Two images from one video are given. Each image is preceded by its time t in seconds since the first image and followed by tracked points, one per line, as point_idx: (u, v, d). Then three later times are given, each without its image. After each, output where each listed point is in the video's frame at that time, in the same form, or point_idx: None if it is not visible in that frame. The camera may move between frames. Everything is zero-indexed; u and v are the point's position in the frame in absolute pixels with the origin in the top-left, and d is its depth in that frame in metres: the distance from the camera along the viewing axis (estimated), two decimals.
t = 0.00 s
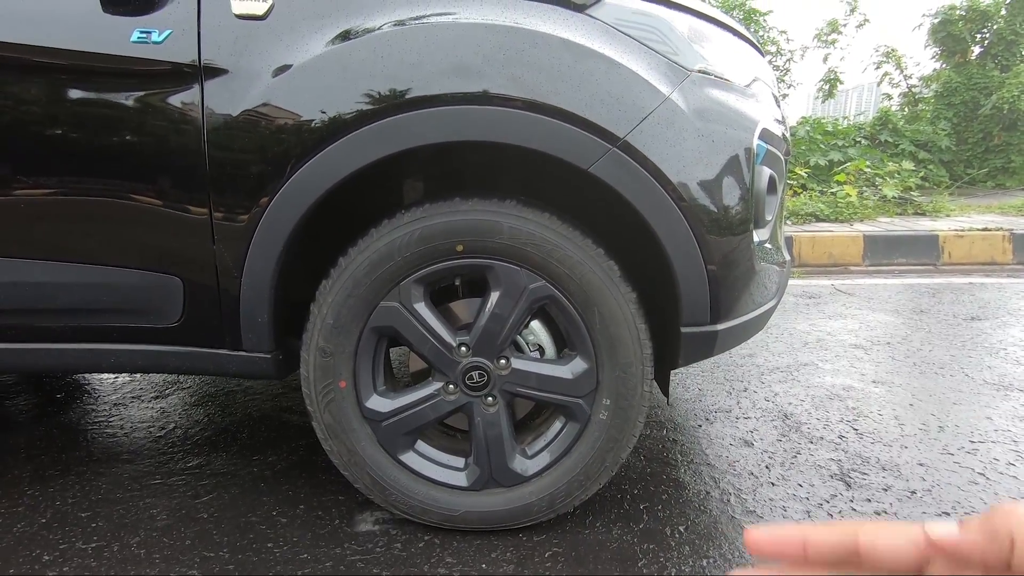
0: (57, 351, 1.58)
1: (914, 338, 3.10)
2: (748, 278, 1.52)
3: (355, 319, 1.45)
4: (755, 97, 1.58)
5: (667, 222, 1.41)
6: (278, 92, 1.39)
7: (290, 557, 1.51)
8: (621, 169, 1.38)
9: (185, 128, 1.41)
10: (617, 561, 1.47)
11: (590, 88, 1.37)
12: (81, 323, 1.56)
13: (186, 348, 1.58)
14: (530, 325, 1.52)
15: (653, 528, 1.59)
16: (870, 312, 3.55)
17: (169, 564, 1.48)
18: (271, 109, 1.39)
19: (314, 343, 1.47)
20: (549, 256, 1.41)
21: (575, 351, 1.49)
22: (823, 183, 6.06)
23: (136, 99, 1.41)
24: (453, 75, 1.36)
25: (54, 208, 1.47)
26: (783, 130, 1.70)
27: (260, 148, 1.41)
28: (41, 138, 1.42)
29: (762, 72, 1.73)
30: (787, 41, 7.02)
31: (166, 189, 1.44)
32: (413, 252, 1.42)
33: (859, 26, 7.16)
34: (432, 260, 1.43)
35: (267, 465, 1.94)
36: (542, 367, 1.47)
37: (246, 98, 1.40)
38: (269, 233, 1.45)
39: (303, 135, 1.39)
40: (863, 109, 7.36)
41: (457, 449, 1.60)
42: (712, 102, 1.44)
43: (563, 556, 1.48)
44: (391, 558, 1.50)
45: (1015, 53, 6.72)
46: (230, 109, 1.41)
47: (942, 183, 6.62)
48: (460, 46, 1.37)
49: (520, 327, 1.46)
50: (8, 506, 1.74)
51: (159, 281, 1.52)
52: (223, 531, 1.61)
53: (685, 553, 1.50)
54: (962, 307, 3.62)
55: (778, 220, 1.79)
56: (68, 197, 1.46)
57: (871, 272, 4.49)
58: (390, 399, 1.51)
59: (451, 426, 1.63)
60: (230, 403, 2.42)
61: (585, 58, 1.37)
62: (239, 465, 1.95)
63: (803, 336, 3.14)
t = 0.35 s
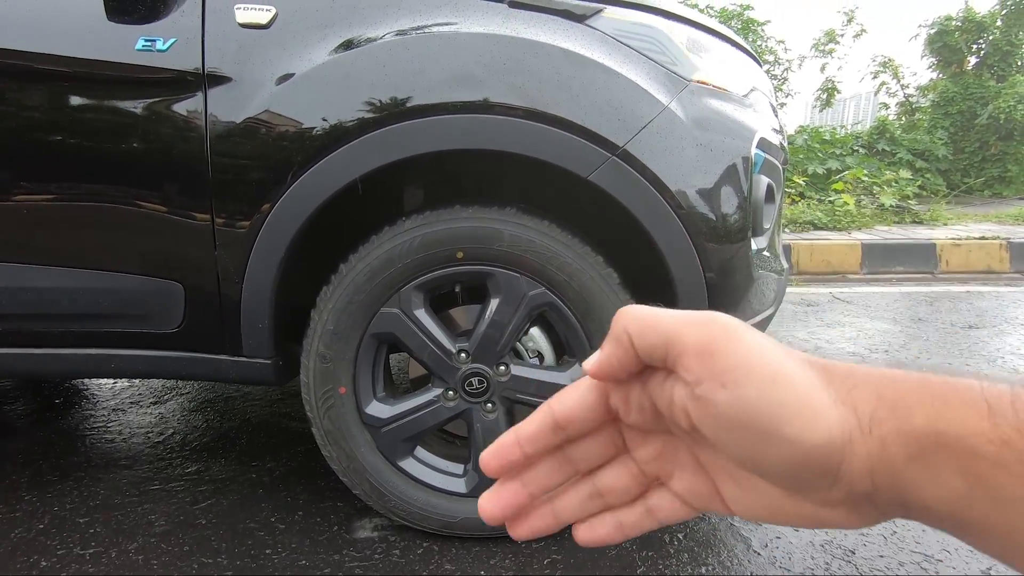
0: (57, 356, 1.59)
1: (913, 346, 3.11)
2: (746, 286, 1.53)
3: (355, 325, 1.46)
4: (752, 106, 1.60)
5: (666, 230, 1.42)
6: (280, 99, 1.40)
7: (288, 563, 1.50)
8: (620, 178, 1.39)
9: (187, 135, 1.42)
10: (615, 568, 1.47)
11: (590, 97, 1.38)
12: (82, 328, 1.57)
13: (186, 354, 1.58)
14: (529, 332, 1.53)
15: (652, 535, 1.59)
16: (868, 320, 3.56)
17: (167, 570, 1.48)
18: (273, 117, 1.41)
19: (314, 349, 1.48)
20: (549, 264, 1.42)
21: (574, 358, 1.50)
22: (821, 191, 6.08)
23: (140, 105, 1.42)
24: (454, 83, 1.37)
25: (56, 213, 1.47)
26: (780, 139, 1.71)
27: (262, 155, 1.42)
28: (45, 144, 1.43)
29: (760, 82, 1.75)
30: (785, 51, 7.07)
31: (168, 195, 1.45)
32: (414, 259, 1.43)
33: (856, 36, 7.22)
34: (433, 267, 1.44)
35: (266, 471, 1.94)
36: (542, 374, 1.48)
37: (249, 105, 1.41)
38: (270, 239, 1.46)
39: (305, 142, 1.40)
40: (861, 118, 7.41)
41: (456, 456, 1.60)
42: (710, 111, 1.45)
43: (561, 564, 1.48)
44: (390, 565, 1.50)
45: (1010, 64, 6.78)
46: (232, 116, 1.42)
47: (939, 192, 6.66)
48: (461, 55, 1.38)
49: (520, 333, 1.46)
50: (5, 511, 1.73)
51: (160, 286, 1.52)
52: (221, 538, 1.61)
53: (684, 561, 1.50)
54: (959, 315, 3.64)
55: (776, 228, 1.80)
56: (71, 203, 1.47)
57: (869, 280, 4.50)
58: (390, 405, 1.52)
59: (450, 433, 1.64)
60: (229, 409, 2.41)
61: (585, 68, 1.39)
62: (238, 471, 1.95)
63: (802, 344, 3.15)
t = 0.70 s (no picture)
0: (56, 360, 1.58)
1: (915, 349, 3.10)
2: (749, 289, 1.52)
3: (355, 329, 1.45)
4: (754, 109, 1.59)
5: (668, 233, 1.41)
6: (281, 102, 1.40)
7: (288, 569, 1.49)
8: (622, 181, 1.39)
9: (187, 138, 1.42)
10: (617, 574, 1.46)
11: (591, 99, 1.37)
12: (81, 332, 1.56)
13: (185, 357, 1.58)
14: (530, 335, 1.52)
15: (654, 540, 1.58)
16: (869, 323, 3.56)
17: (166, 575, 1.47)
18: (274, 120, 1.40)
19: (315, 353, 1.47)
20: (550, 267, 1.41)
21: (576, 362, 1.49)
22: (822, 194, 6.08)
23: (141, 108, 1.41)
24: (455, 86, 1.37)
25: (56, 217, 1.47)
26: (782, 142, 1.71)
27: (262, 158, 1.41)
28: (45, 147, 1.43)
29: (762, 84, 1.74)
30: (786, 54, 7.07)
31: (168, 198, 1.45)
32: (415, 262, 1.43)
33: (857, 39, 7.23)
34: (434, 270, 1.43)
35: (266, 475, 1.93)
36: (543, 378, 1.47)
37: (249, 108, 1.41)
38: (270, 243, 1.46)
39: (305, 145, 1.40)
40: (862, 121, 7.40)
41: (457, 460, 1.59)
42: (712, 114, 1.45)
43: (563, 569, 1.47)
44: (390, 570, 1.48)
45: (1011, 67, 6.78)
46: (232, 119, 1.41)
47: (940, 195, 6.65)
48: (462, 57, 1.37)
49: (521, 337, 1.46)
50: (4, 515, 1.72)
51: (160, 290, 1.51)
52: (220, 542, 1.60)
53: (687, 566, 1.49)
54: (962, 319, 3.63)
55: (778, 232, 1.80)
56: (70, 206, 1.46)
57: (871, 283, 4.49)
58: (391, 409, 1.51)
59: (451, 437, 1.63)
60: (229, 413, 2.41)
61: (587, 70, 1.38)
62: (238, 475, 1.94)
63: (804, 347, 3.13)
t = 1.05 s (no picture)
0: (53, 362, 1.56)
1: (916, 343, 3.09)
2: (753, 287, 1.51)
3: (355, 330, 1.43)
4: (758, 103, 1.57)
5: (672, 231, 1.39)
6: (277, 99, 1.37)
7: (289, 572, 1.48)
8: (625, 178, 1.37)
9: (183, 136, 1.39)
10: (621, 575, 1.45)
11: (594, 95, 1.35)
12: (78, 334, 1.54)
13: (184, 359, 1.56)
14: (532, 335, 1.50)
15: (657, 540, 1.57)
16: (870, 316, 3.55)
17: None
18: (270, 117, 1.38)
19: (314, 354, 1.45)
20: (553, 266, 1.39)
21: (578, 361, 1.47)
22: (822, 187, 6.06)
23: (135, 106, 1.39)
24: (455, 82, 1.34)
25: (50, 217, 1.45)
26: (786, 137, 1.68)
27: (259, 156, 1.39)
28: (39, 146, 1.40)
29: (765, 78, 1.72)
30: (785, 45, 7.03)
31: (164, 198, 1.42)
32: (414, 262, 1.41)
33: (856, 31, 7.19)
34: (434, 270, 1.41)
35: (266, 476, 1.92)
36: (546, 378, 1.45)
37: (245, 105, 1.38)
38: (268, 243, 1.44)
39: (303, 143, 1.37)
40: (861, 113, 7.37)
41: (458, 461, 1.58)
42: (716, 109, 1.42)
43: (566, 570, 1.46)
44: (392, 572, 1.47)
45: (1011, 57, 6.74)
46: (228, 117, 1.39)
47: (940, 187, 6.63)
48: (462, 53, 1.35)
49: (523, 337, 1.44)
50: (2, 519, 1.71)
51: (157, 291, 1.49)
52: (221, 545, 1.58)
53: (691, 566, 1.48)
54: (963, 312, 3.62)
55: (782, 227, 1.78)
56: (65, 207, 1.44)
57: (871, 276, 4.48)
58: (391, 411, 1.49)
59: (452, 437, 1.61)
60: (229, 412, 2.39)
61: (588, 65, 1.36)
62: (238, 476, 1.92)
63: (805, 342, 3.12)
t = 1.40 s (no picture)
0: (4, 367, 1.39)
1: (918, 317, 3.02)
2: (778, 273, 1.38)
3: (344, 328, 1.29)
4: (784, 67, 1.42)
5: (694, 214, 1.26)
6: (245, 66, 1.19)
7: None
8: (643, 156, 1.22)
9: (139, 110, 1.21)
10: None
11: (608, 60, 1.19)
12: (31, 336, 1.37)
13: (153, 361, 1.40)
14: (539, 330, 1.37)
15: (673, 544, 1.47)
16: (868, 289, 3.47)
17: None
18: (238, 87, 1.20)
19: (299, 355, 1.31)
20: (563, 255, 1.25)
21: (590, 359, 1.34)
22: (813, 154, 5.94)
23: (80, 76, 1.20)
24: (450, 46, 1.17)
25: None
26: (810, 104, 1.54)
27: (228, 133, 1.22)
28: None
29: (787, 38, 1.56)
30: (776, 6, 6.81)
31: (120, 182, 1.25)
32: (409, 253, 1.25)
33: None
34: (430, 261, 1.27)
35: (251, 479, 1.79)
36: (555, 377, 1.33)
37: (208, 74, 1.20)
38: (242, 232, 1.27)
39: (277, 118, 1.20)
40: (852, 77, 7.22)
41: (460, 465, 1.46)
42: (742, 75, 1.27)
43: None
44: None
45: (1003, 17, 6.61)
46: (189, 87, 1.21)
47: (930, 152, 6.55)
48: (457, 11, 1.18)
49: (530, 333, 1.30)
50: None
51: (118, 287, 1.33)
52: (203, 561, 1.46)
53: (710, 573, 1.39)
54: (961, 282, 3.56)
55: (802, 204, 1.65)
56: (5, 193, 1.25)
57: (865, 246, 4.41)
58: (386, 415, 1.36)
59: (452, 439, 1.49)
60: (208, 406, 2.24)
61: (602, 26, 1.19)
62: (220, 479, 1.79)
63: (806, 317, 3.04)
